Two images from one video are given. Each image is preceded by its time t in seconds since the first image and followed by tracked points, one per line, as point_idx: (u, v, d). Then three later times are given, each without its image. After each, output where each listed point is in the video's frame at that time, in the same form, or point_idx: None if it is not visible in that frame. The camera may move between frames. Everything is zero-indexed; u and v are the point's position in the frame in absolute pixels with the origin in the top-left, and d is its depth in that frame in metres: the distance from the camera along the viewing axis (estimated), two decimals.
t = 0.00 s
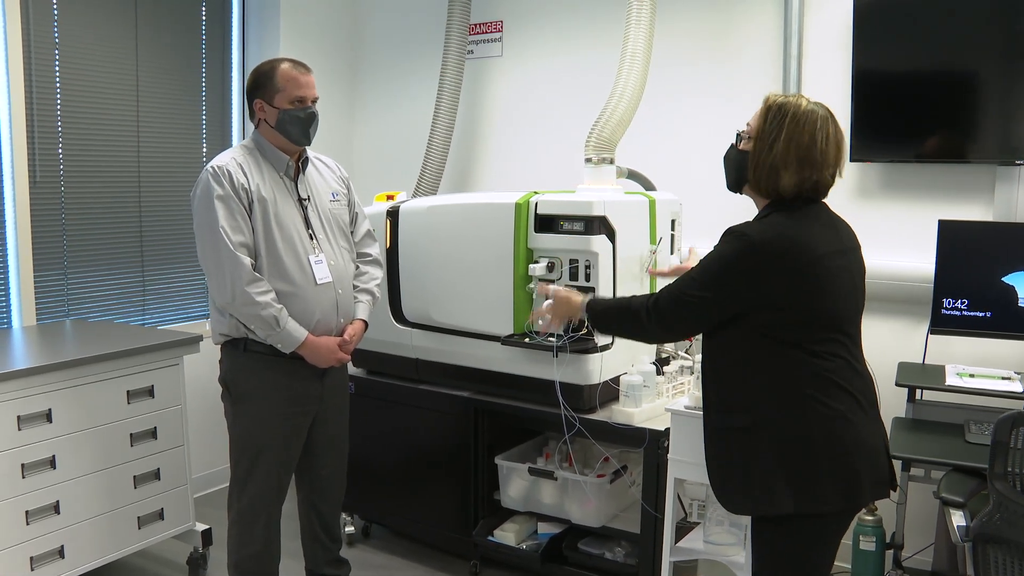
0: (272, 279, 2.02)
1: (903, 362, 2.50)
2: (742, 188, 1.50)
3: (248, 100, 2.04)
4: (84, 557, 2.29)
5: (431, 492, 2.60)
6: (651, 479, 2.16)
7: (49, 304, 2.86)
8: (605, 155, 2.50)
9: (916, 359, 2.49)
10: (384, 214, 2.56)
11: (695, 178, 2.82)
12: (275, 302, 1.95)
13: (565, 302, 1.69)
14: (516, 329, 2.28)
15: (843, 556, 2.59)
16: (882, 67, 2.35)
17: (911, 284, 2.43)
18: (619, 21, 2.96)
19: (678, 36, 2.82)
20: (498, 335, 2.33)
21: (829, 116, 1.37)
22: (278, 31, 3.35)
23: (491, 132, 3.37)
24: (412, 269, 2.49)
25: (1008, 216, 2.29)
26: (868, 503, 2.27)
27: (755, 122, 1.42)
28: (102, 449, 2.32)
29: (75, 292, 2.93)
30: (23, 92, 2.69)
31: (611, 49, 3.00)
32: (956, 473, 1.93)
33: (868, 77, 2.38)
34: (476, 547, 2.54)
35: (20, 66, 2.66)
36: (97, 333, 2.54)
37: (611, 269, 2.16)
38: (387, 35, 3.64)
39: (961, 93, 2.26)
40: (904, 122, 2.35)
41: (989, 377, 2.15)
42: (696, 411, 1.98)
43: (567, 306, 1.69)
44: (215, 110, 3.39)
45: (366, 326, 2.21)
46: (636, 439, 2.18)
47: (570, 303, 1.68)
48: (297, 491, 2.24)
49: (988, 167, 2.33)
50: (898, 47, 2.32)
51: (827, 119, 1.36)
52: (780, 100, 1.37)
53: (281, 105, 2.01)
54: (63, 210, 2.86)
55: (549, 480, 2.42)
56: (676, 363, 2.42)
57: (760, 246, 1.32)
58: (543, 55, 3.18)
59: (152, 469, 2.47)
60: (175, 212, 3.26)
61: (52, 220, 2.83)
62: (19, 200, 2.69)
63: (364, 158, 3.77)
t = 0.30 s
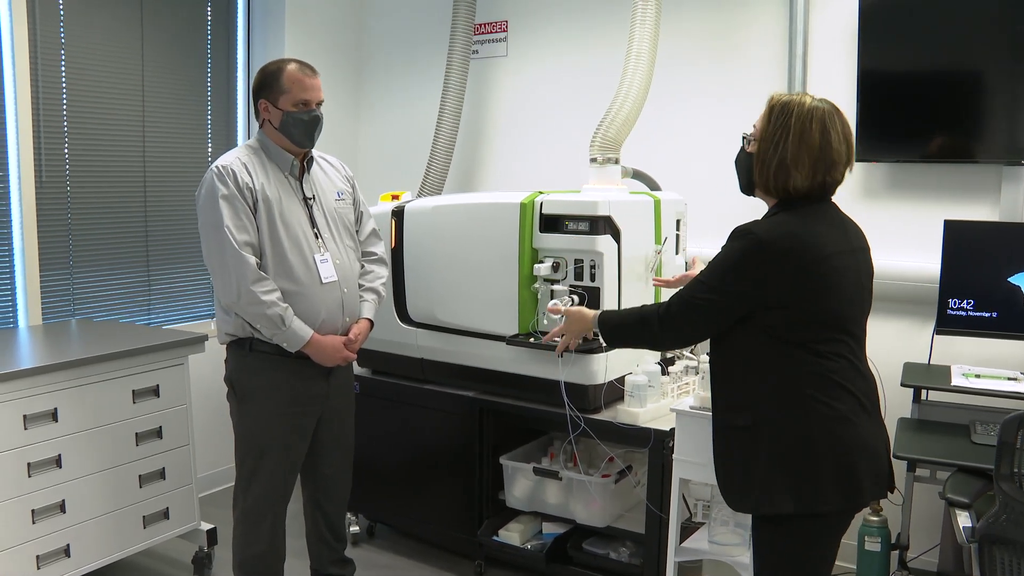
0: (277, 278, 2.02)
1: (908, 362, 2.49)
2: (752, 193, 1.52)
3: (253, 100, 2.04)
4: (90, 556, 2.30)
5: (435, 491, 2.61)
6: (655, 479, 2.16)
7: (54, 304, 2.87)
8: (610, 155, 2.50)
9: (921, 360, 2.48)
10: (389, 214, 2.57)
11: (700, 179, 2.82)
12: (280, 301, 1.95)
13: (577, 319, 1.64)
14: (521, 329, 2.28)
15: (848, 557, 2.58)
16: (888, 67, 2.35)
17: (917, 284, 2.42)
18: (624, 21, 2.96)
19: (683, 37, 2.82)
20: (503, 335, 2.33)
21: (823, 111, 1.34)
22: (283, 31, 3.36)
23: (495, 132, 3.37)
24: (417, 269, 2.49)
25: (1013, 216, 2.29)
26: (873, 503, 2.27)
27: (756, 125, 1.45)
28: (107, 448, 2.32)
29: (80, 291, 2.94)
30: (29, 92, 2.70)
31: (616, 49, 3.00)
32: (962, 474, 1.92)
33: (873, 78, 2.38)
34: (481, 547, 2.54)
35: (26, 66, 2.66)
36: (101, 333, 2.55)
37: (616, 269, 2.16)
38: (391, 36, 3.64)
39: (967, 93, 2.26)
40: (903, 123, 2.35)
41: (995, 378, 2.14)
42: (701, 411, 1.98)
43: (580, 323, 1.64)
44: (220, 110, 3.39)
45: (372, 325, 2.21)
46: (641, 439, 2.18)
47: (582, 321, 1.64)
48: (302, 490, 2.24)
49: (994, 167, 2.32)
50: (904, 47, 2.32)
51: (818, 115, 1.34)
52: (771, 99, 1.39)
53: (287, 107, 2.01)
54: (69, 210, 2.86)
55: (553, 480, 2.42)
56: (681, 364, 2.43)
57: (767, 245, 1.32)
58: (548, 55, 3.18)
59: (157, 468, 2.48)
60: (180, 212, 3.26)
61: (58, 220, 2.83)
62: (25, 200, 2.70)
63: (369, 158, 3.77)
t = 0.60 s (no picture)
0: (280, 277, 2.02)
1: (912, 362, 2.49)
2: (771, 195, 1.51)
3: (248, 103, 2.06)
4: (93, 556, 2.30)
5: (439, 491, 2.61)
6: (659, 479, 2.16)
7: (58, 304, 2.87)
8: (614, 155, 2.50)
9: (926, 360, 2.48)
10: (393, 214, 2.57)
11: (704, 179, 2.82)
12: (283, 298, 1.95)
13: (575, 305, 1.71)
14: (525, 328, 2.28)
15: (852, 557, 2.58)
16: (892, 67, 2.35)
17: (922, 284, 2.42)
18: (629, 21, 2.96)
19: (687, 37, 2.82)
20: (507, 334, 2.33)
21: (836, 106, 1.35)
22: (287, 31, 3.36)
23: (500, 132, 3.38)
24: (421, 269, 2.50)
25: (1018, 216, 2.28)
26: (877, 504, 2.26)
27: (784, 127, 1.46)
28: (111, 448, 2.33)
29: (85, 291, 2.94)
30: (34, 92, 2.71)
31: (620, 49, 3.00)
32: (966, 474, 1.92)
33: (877, 78, 2.38)
34: (484, 547, 2.54)
35: (31, 66, 2.67)
36: (106, 333, 2.55)
37: (620, 268, 2.16)
38: (396, 36, 3.64)
39: (971, 94, 2.26)
40: (904, 124, 2.35)
41: (999, 378, 2.14)
42: (706, 411, 1.98)
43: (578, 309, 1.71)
44: (224, 110, 3.40)
45: (377, 323, 2.21)
46: (645, 439, 2.18)
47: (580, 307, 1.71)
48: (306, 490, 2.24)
49: (998, 168, 2.32)
50: (909, 47, 2.32)
51: (831, 110, 1.34)
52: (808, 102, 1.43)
53: (279, 106, 2.02)
54: (73, 210, 2.87)
55: (558, 480, 2.42)
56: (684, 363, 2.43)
57: (779, 243, 1.32)
58: (552, 56, 3.18)
59: (161, 468, 2.48)
60: (184, 212, 3.27)
61: (62, 220, 2.84)
62: (30, 199, 2.70)
63: (373, 158, 3.78)
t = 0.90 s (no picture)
0: (279, 278, 2.03)
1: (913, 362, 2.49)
2: (773, 187, 1.52)
3: (250, 101, 2.06)
4: (94, 556, 2.30)
5: (440, 492, 2.61)
6: (660, 479, 2.16)
7: (59, 304, 2.87)
8: (615, 155, 2.50)
9: (927, 360, 2.48)
10: (395, 214, 2.58)
11: (705, 179, 2.82)
12: (281, 300, 1.95)
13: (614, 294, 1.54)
14: (525, 329, 2.28)
15: (853, 557, 2.58)
16: (893, 67, 2.35)
17: (922, 284, 2.42)
18: (630, 21, 2.96)
19: (688, 37, 2.82)
20: (507, 334, 2.33)
21: (851, 110, 1.35)
22: (288, 31, 3.36)
23: (501, 132, 3.38)
24: (422, 269, 2.50)
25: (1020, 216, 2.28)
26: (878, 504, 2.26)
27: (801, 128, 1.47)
28: (112, 448, 2.33)
29: (85, 290, 2.94)
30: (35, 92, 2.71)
31: (621, 49, 3.00)
32: (968, 474, 1.92)
33: (879, 78, 2.38)
34: (485, 547, 2.54)
35: (32, 66, 2.67)
36: (106, 333, 2.55)
37: (621, 269, 2.16)
38: (397, 36, 3.64)
39: (972, 94, 2.26)
40: (904, 124, 2.36)
41: (1000, 378, 2.14)
42: (707, 412, 1.98)
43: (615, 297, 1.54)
44: (225, 110, 3.40)
45: (377, 324, 2.21)
46: (646, 440, 2.19)
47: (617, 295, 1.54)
48: (307, 490, 2.24)
49: (999, 167, 2.32)
50: (909, 48, 2.32)
51: (844, 113, 1.34)
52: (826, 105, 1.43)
53: (282, 100, 2.02)
54: (75, 209, 2.87)
55: (559, 480, 2.42)
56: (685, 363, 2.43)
57: (796, 243, 1.31)
58: (554, 56, 3.18)
59: (162, 468, 2.48)
60: (186, 213, 3.27)
61: (63, 219, 2.84)
62: (32, 200, 2.71)
63: (374, 158, 3.78)
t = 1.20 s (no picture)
0: (278, 280, 2.03)
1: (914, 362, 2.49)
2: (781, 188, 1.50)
3: (260, 96, 2.04)
4: (95, 556, 2.30)
5: (441, 492, 2.61)
6: (660, 479, 2.16)
7: (59, 304, 2.87)
8: (616, 155, 2.50)
9: (927, 360, 2.48)
10: (395, 214, 2.58)
11: (706, 179, 2.82)
12: (280, 303, 1.95)
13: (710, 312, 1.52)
14: (525, 330, 2.28)
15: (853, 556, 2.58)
16: (893, 67, 2.35)
17: (923, 284, 2.42)
18: (630, 21, 2.97)
19: (689, 37, 2.82)
20: (507, 334, 2.33)
21: (862, 115, 1.34)
22: (289, 31, 3.36)
23: (501, 131, 3.38)
24: (422, 269, 2.50)
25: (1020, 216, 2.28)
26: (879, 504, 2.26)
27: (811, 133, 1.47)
28: (113, 448, 2.33)
29: (86, 290, 2.94)
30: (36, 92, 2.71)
31: (621, 50, 3.00)
32: (969, 474, 1.92)
33: (879, 78, 2.38)
34: (486, 547, 2.54)
35: (32, 65, 2.67)
36: (107, 333, 2.55)
37: (621, 269, 2.16)
38: (397, 36, 3.64)
39: (972, 94, 2.26)
40: (905, 124, 2.36)
41: (1001, 378, 2.14)
42: (708, 412, 1.98)
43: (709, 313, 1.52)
44: (225, 110, 3.40)
45: (373, 328, 2.21)
46: (646, 440, 2.18)
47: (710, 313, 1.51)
48: (307, 489, 2.24)
49: (1000, 167, 2.32)
50: (910, 48, 2.32)
51: (862, 118, 1.34)
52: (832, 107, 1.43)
53: (293, 106, 2.01)
54: (75, 209, 2.87)
55: (559, 480, 2.42)
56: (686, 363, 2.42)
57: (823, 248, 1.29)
58: (554, 56, 3.18)
59: (163, 468, 2.48)
60: (186, 213, 3.27)
61: (63, 219, 2.84)
62: (32, 200, 2.71)
63: (374, 157, 3.78)
